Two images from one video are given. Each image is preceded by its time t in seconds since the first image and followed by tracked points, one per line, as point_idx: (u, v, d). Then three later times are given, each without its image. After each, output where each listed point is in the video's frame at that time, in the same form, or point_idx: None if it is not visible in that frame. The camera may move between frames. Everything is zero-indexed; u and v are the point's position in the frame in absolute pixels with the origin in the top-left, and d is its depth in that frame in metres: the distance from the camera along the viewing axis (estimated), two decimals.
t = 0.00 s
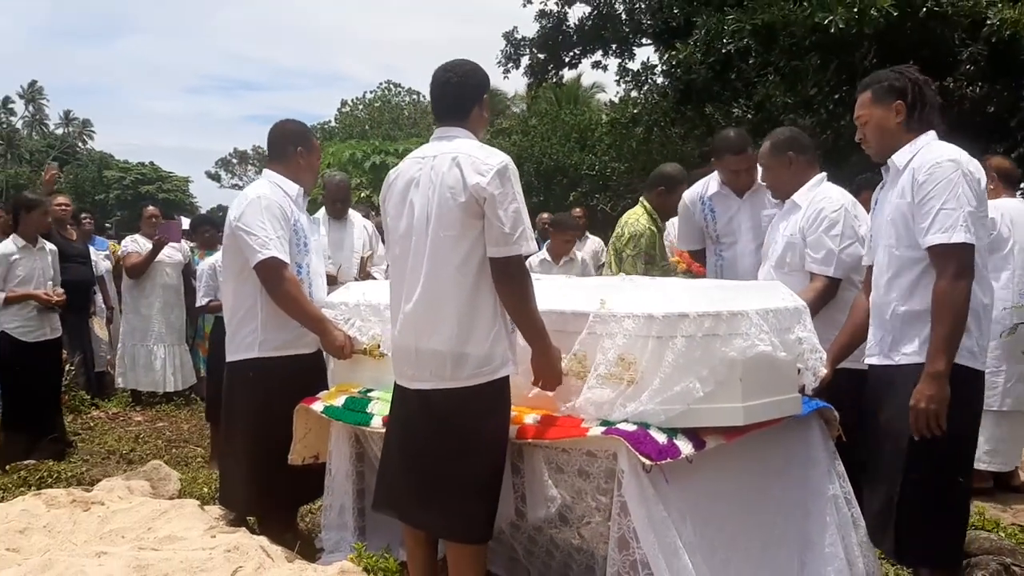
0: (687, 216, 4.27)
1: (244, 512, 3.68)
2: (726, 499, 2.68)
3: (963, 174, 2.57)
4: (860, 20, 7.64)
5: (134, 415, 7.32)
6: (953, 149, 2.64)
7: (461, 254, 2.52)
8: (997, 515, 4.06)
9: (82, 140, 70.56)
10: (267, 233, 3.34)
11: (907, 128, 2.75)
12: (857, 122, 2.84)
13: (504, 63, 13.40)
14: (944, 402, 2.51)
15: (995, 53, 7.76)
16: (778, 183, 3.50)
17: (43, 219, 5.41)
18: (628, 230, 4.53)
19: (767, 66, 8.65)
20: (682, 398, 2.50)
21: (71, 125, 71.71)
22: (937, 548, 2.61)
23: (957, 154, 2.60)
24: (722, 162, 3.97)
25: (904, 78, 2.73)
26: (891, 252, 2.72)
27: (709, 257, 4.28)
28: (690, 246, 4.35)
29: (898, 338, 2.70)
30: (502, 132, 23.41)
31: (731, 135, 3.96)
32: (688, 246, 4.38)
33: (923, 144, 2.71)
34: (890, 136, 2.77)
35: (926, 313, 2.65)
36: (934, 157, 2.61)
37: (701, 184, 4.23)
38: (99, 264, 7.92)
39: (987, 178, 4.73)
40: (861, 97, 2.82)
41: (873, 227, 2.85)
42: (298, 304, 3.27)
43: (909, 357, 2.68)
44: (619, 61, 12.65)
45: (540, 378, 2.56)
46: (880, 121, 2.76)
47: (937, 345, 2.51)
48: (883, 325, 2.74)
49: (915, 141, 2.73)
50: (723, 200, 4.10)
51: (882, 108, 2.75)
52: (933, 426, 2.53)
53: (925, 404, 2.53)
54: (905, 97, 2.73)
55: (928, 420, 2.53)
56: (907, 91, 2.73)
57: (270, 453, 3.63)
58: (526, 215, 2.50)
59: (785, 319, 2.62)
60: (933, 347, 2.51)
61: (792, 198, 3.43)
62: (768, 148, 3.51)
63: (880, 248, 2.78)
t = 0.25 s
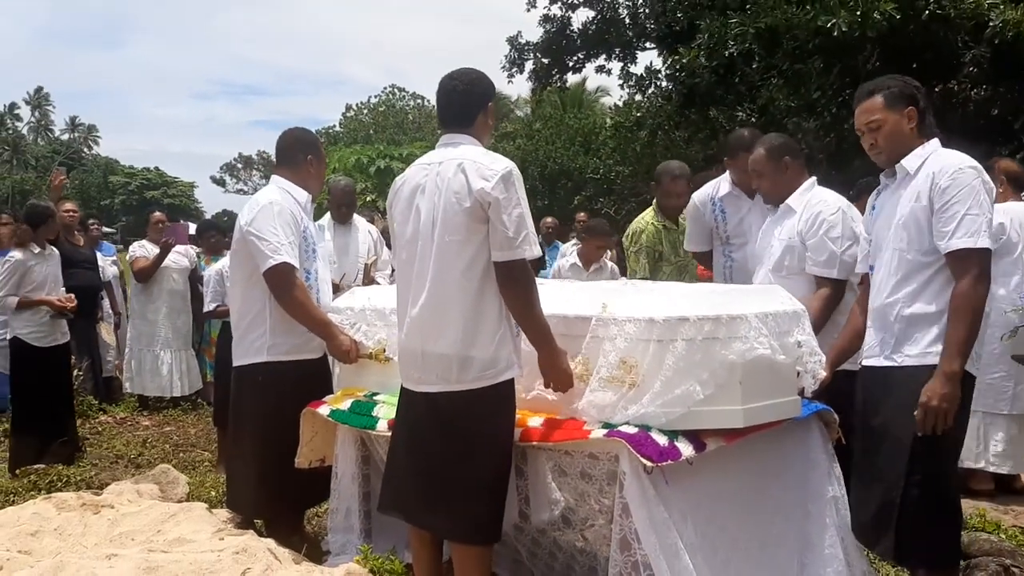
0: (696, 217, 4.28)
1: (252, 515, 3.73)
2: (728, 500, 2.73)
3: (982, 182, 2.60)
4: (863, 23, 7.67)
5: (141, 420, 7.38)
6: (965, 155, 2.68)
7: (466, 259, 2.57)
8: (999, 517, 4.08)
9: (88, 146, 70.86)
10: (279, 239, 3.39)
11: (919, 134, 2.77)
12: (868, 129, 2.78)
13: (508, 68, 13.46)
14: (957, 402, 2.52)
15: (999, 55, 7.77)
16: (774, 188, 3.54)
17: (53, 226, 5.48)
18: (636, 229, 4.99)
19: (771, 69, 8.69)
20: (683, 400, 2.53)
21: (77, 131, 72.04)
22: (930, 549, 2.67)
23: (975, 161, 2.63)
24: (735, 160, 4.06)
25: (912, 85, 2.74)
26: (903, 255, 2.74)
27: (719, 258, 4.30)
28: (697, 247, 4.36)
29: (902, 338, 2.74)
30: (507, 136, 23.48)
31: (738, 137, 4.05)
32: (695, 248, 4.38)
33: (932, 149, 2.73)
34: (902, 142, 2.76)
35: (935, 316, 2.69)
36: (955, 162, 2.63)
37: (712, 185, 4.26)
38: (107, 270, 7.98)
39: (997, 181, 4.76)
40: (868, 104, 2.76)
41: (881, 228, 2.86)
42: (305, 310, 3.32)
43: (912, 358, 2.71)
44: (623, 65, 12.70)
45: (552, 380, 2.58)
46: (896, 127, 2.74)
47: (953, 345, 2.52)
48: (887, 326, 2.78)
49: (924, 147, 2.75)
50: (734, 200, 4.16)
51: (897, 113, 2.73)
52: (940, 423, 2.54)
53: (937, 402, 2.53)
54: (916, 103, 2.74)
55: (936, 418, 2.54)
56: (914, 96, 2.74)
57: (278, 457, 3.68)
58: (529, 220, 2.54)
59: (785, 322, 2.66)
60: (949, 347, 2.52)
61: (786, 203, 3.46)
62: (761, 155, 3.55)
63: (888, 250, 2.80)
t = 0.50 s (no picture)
0: (711, 223, 4.24)
1: (255, 521, 3.77)
2: (726, 503, 2.78)
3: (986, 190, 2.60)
4: (863, 31, 7.71)
5: (145, 427, 7.43)
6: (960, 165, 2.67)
7: (466, 267, 2.61)
8: (996, 523, 4.11)
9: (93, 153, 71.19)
10: (274, 250, 3.43)
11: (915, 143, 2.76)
12: (872, 137, 2.71)
13: (511, 76, 13.54)
14: (958, 400, 2.54)
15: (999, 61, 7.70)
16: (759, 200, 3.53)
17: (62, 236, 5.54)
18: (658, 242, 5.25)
19: (772, 78, 8.77)
20: (679, 407, 2.57)
21: (82, 139, 72.40)
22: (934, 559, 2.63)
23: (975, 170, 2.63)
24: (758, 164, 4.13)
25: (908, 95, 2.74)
26: (909, 265, 2.69)
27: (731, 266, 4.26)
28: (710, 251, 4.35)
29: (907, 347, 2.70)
30: (510, 144, 23.59)
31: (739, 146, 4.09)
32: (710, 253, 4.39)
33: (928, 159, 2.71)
34: (906, 150, 2.73)
35: (942, 323, 2.65)
36: (960, 172, 2.61)
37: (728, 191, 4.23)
38: (112, 278, 8.05)
39: (999, 191, 4.77)
40: (872, 114, 2.70)
41: (879, 237, 2.80)
42: (306, 318, 3.37)
43: (920, 365, 2.67)
44: (626, 74, 12.77)
45: (554, 387, 2.62)
46: (902, 135, 2.70)
47: (964, 347, 2.53)
48: (892, 336, 2.73)
49: (920, 156, 2.73)
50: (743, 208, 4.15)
51: (901, 121, 2.70)
52: (941, 421, 2.56)
53: (941, 400, 2.53)
54: (913, 113, 2.73)
55: (940, 416, 2.55)
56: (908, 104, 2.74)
57: (282, 464, 3.72)
58: (529, 230, 2.58)
59: (779, 330, 2.70)
60: (959, 347, 2.53)
61: (775, 212, 3.52)
62: (748, 167, 3.51)
63: (889, 260, 2.75)
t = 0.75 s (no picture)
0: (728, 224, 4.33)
1: (260, 522, 3.81)
2: (725, 504, 2.80)
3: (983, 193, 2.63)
4: (866, 35, 7.68)
5: (151, 429, 7.48)
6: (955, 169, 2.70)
7: (468, 271, 2.65)
8: (997, 526, 4.13)
9: (100, 157, 71.53)
10: (272, 256, 3.47)
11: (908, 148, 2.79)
12: (867, 143, 2.74)
13: (516, 81, 13.59)
14: (977, 396, 2.53)
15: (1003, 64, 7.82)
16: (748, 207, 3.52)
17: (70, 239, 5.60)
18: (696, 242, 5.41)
19: (778, 83, 8.82)
20: (678, 410, 2.60)
21: (89, 143, 72.78)
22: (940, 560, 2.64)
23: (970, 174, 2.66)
24: (775, 168, 4.11)
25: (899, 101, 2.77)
26: (910, 268, 2.69)
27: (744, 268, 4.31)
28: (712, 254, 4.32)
29: (912, 349, 2.69)
30: (515, 148, 23.67)
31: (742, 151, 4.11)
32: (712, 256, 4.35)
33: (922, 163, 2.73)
34: (900, 154, 2.75)
35: (945, 325, 2.65)
36: (958, 175, 2.63)
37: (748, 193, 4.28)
38: (119, 281, 8.10)
39: (999, 197, 4.77)
40: (865, 120, 2.73)
41: (877, 242, 2.80)
42: (310, 322, 3.41)
43: (924, 367, 2.66)
44: (631, 78, 12.81)
45: (555, 389, 2.66)
46: (895, 140, 2.73)
47: (983, 340, 2.51)
48: (894, 339, 2.73)
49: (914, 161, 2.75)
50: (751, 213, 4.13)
51: (895, 127, 2.73)
52: (955, 413, 2.56)
53: (959, 392, 2.53)
54: (906, 118, 2.77)
55: (953, 410, 2.55)
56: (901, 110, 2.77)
57: (286, 465, 3.75)
58: (531, 235, 2.62)
59: (777, 334, 2.72)
60: (978, 344, 2.51)
61: (769, 216, 3.54)
62: (742, 171, 3.46)
63: (888, 264, 2.75)
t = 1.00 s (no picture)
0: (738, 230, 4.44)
1: (269, 521, 3.89)
2: (721, 504, 2.86)
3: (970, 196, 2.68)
4: (869, 40, 7.76)
5: (165, 430, 7.59)
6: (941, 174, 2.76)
7: (469, 277, 2.71)
8: (996, 528, 4.18)
9: (116, 161, 72.25)
10: (282, 260, 3.55)
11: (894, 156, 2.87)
12: (852, 153, 2.82)
13: (526, 86, 13.65)
14: (974, 397, 2.56)
15: (1005, 69, 7.88)
16: (744, 212, 3.56)
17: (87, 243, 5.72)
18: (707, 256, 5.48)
19: (783, 86, 8.78)
20: (674, 411, 2.66)
21: (106, 147, 73.59)
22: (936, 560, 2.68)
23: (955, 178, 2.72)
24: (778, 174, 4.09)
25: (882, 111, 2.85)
26: (902, 272, 2.74)
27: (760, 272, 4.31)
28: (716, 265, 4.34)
29: (908, 352, 2.73)
30: (527, 151, 23.79)
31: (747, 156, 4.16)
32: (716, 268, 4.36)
33: (908, 170, 2.79)
34: (886, 162, 2.82)
35: (939, 327, 2.70)
36: (942, 180, 2.69)
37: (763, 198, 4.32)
38: (134, 284, 8.22)
39: (989, 203, 4.83)
40: (851, 128, 2.81)
41: (868, 249, 2.86)
42: (318, 326, 3.48)
43: (922, 369, 2.70)
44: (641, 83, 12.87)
45: (555, 390, 2.73)
46: (881, 148, 2.80)
47: (976, 341, 2.55)
48: (890, 343, 2.76)
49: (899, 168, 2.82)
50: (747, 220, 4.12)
51: (879, 135, 2.81)
52: (956, 413, 2.58)
53: (955, 394, 2.56)
54: (889, 127, 2.84)
55: (954, 412, 2.57)
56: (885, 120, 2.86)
57: (295, 465, 3.83)
58: (530, 242, 2.69)
59: (772, 337, 2.78)
60: (973, 345, 2.55)
61: (762, 223, 3.61)
62: (743, 175, 3.54)
63: (880, 269, 2.80)
